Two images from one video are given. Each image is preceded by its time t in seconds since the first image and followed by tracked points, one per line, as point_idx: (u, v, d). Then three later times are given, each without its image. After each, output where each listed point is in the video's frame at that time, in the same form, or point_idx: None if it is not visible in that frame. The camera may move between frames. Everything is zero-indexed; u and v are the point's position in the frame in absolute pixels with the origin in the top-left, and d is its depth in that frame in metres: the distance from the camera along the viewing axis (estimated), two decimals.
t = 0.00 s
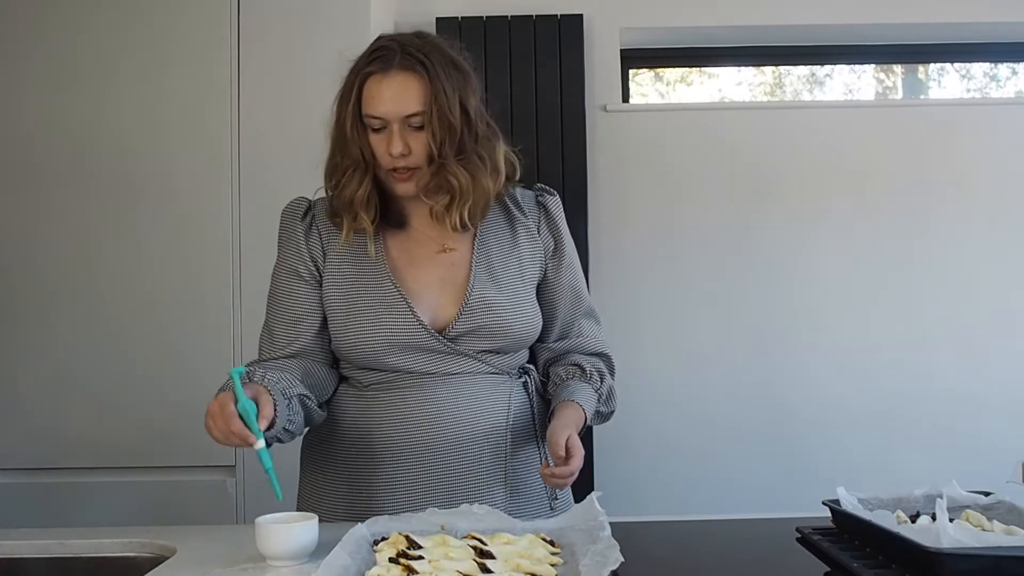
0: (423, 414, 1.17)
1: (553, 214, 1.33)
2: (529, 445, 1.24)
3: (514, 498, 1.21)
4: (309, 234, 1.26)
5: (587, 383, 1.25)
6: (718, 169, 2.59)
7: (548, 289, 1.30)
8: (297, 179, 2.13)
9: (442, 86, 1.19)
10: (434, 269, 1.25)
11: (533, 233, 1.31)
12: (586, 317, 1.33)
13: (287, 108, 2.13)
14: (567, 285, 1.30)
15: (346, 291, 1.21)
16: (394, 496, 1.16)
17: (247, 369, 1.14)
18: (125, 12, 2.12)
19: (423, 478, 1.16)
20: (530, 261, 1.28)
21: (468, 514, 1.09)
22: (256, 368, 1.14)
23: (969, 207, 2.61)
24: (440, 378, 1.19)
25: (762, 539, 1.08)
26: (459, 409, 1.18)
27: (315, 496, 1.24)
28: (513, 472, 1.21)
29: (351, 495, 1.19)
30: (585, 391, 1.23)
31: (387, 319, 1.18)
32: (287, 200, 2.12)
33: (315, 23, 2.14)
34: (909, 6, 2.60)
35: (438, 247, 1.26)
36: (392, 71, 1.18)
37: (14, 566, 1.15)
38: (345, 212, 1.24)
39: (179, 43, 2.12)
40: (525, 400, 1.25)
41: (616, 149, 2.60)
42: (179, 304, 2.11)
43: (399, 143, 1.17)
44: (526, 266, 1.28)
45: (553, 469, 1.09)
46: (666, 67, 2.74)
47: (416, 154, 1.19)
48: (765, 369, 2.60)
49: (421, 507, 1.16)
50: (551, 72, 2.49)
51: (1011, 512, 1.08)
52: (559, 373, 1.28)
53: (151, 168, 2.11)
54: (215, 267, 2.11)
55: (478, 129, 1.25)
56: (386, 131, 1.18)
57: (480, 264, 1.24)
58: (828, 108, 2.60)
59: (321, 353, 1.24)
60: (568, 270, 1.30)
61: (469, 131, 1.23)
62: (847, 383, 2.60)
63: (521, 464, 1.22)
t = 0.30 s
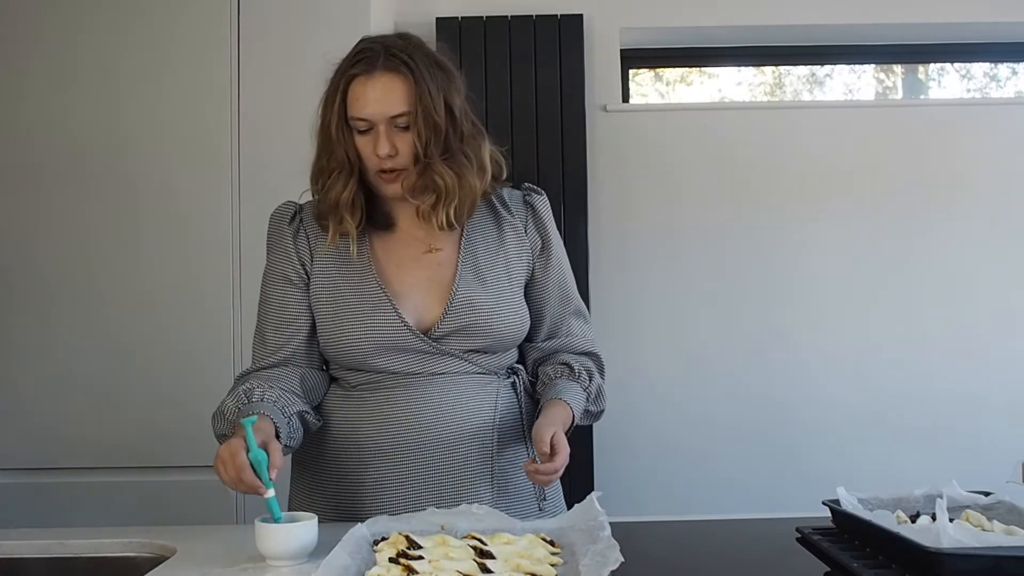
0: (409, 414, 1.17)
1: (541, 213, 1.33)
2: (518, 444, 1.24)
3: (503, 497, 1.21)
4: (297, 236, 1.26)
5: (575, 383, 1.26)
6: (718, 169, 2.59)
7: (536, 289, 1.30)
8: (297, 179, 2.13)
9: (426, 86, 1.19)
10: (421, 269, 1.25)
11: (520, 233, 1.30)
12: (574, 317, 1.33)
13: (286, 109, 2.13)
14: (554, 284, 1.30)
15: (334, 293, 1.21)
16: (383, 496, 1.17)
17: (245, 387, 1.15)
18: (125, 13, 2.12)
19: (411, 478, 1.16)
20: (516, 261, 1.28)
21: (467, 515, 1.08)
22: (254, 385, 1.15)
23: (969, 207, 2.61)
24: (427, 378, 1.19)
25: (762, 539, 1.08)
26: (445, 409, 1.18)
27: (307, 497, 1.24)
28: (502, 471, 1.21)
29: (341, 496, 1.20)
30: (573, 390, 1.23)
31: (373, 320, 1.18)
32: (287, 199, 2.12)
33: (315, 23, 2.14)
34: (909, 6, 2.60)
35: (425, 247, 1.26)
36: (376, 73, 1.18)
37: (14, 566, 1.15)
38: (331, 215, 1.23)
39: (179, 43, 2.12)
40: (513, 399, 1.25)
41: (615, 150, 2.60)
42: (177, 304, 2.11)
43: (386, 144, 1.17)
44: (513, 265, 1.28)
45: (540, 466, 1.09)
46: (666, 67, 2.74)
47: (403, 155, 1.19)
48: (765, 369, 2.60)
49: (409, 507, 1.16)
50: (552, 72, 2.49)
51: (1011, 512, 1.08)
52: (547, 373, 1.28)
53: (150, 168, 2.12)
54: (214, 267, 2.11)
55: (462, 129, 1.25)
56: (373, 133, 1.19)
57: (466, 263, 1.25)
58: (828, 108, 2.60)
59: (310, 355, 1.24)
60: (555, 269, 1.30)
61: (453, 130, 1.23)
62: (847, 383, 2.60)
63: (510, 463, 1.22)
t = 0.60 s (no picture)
0: (403, 414, 1.17)
1: (533, 214, 1.33)
2: (512, 443, 1.24)
3: (497, 495, 1.21)
4: (290, 237, 1.26)
5: (569, 382, 1.26)
6: (718, 169, 2.59)
7: (529, 289, 1.30)
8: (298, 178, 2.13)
9: (421, 87, 1.19)
10: (414, 270, 1.25)
11: (512, 232, 1.30)
12: (566, 317, 1.34)
13: (286, 108, 2.12)
14: (547, 285, 1.30)
15: (327, 293, 1.21)
16: (376, 496, 1.16)
17: (236, 395, 1.15)
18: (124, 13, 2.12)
19: (405, 478, 1.16)
20: (509, 260, 1.28)
21: (466, 514, 1.09)
22: (245, 391, 1.15)
23: (969, 207, 2.61)
24: (420, 377, 1.20)
25: (762, 539, 1.08)
26: (439, 408, 1.18)
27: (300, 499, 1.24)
28: (496, 470, 1.20)
29: (334, 497, 1.19)
30: (567, 389, 1.24)
31: (367, 320, 1.18)
32: (287, 199, 2.12)
33: (315, 23, 2.14)
34: (909, 6, 2.60)
35: (419, 247, 1.26)
36: (371, 74, 1.18)
37: (13, 566, 1.15)
38: (325, 216, 1.23)
39: (179, 42, 2.12)
40: (507, 399, 1.25)
41: (615, 149, 2.60)
42: (177, 303, 2.11)
43: (383, 146, 1.18)
44: (506, 265, 1.28)
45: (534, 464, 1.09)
46: (666, 67, 2.74)
47: (400, 156, 1.19)
48: (766, 369, 2.60)
49: (403, 506, 1.16)
50: (552, 72, 2.49)
51: (1011, 512, 1.08)
52: (540, 372, 1.28)
53: (150, 167, 2.11)
54: (213, 267, 2.11)
55: (455, 129, 1.25)
56: (369, 134, 1.19)
57: (459, 263, 1.25)
58: (828, 108, 2.60)
59: (303, 356, 1.24)
60: (547, 270, 1.31)
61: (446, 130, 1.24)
62: (847, 383, 2.60)
63: (504, 462, 1.22)
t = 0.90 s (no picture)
0: (404, 415, 1.17)
1: (532, 214, 1.33)
2: (514, 443, 1.24)
3: (498, 496, 1.21)
4: (291, 237, 1.26)
5: (569, 381, 1.26)
6: (718, 169, 2.59)
7: (529, 288, 1.31)
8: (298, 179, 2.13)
9: (422, 87, 1.19)
10: (415, 270, 1.25)
11: (512, 233, 1.31)
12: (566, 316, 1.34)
13: (287, 108, 2.12)
14: (547, 284, 1.31)
15: (328, 293, 1.21)
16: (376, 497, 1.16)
17: (243, 398, 1.16)
18: (124, 14, 2.12)
19: (406, 478, 1.16)
20: (509, 261, 1.28)
21: (467, 514, 1.09)
22: (252, 392, 1.16)
23: (969, 206, 2.61)
24: (421, 378, 1.19)
25: (762, 539, 1.08)
26: (440, 409, 1.18)
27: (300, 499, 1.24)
28: (497, 470, 1.20)
29: (335, 497, 1.20)
30: (568, 389, 1.24)
31: (368, 321, 1.18)
32: (287, 199, 2.12)
33: (315, 23, 2.14)
34: (909, 6, 2.59)
35: (420, 247, 1.26)
36: (371, 75, 1.18)
37: (13, 566, 1.15)
38: (325, 218, 1.23)
39: (179, 42, 2.12)
40: (507, 400, 1.25)
41: (615, 149, 2.60)
42: (178, 303, 2.11)
43: (385, 147, 1.17)
44: (506, 265, 1.28)
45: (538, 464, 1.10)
46: (666, 67, 2.75)
47: (402, 156, 1.19)
48: (766, 369, 2.60)
49: (404, 506, 1.16)
50: (552, 72, 2.49)
51: (1011, 512, 1.08)
52: (540, 372, 1.28)
53: (150, 167, 2.11)
54: (213, 267, 2.11)
55: (455, 129, 1.25)
56: (370, 135, 1.19)
57: (460, 263, 1.25)
58: (828, 108, 2.60)
59: (304, 357, 1.24)
60: (547, 270, 1.31)
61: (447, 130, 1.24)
62: (848, 383, 2.60)
63: (506, 462, 1.22)
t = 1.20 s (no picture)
0: (415, 417, 1.17)
1: (540, 215, 1.33)
2: (522, 444, 1.24)
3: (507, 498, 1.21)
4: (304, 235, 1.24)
5: (575, 382, 1.26)
6: (718, 169, 2.59)
7: (536, 289, 1.31)
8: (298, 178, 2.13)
9: (433, 88, 1.19)
10: (426, 271, 1.25)
11: (520, 233, 1.31)
12: (572, 317, 1.34)
13: (286, 109, 2.13)
14: (554, 285, 1.31)
15: (341, 293, 1.20)
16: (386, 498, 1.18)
17: (282, 403, 1.11)
18: (123, 13, 2.12)
19: (417, 480, 1.17)
20: (518, 262, 1.29)
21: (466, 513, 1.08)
22: (290, 399, 1.11)
23: (969, 206, 2.61)
24: (433, 380, 1.19)
25: (762, 539, 1.08)
26: (451, 411, 1.18)
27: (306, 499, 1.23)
28: (505, 473, 1.21)
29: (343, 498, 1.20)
30: (574, 389, 1.24)
31: (382, 324, 1.17)
32: (287, 199, 2.12)
33: (314, 23, 2.14)
34: (908, 6, 2.59)
35: (431, 248, 1.26)
36: (382, 76, 1.17)
37: (13, 566, 1.15)
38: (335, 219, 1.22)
39: (179, 42, 2.12)
40: (515, 401, 1.25)
41: (616, 149, 2.60)
42: (178, 303, 2.11)
43: (396, 148, 1.17)
44: (515, 266, 1.28)
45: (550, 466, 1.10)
46: (666, 67, 2.75)
47: (413, 156, 1.19)
48: (765, 369, 2.60)
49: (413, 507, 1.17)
50: (552, 72, 2.49)
51: (1012, 512, 1.08)
52: (547, 372, 1.29)
53: (150, 168, 2.11)
54: (213, 267, 2.11)
55: (465, 128, 1.25)
56: (380, 136, 1.18)
57: (470, 265, 1.25)
58: (828, 108, 2.60)
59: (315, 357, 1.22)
60: (555, 271, 1.31)
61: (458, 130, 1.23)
62: (847, 383, 2.60)
63: (514, 464, 1.22)
